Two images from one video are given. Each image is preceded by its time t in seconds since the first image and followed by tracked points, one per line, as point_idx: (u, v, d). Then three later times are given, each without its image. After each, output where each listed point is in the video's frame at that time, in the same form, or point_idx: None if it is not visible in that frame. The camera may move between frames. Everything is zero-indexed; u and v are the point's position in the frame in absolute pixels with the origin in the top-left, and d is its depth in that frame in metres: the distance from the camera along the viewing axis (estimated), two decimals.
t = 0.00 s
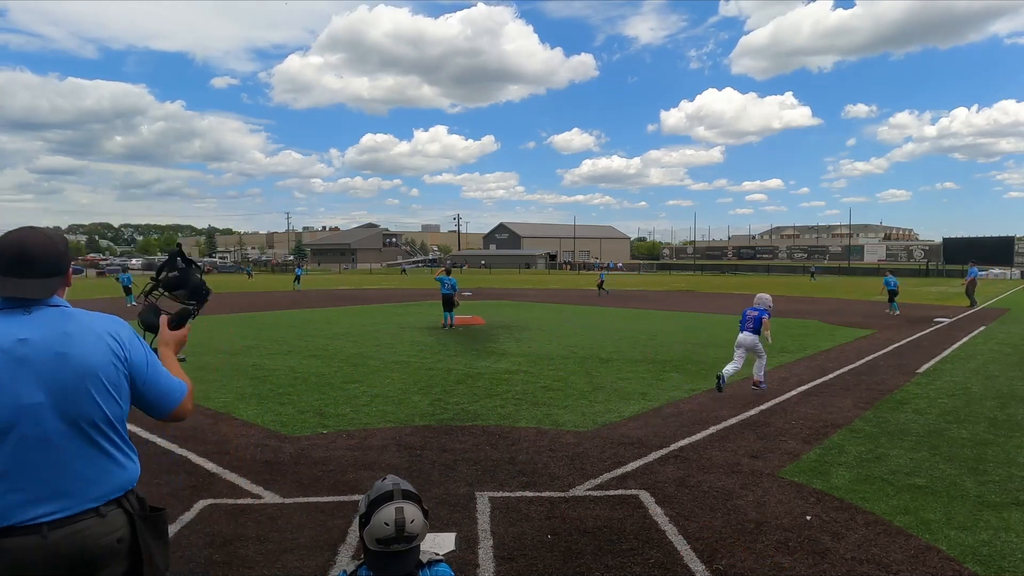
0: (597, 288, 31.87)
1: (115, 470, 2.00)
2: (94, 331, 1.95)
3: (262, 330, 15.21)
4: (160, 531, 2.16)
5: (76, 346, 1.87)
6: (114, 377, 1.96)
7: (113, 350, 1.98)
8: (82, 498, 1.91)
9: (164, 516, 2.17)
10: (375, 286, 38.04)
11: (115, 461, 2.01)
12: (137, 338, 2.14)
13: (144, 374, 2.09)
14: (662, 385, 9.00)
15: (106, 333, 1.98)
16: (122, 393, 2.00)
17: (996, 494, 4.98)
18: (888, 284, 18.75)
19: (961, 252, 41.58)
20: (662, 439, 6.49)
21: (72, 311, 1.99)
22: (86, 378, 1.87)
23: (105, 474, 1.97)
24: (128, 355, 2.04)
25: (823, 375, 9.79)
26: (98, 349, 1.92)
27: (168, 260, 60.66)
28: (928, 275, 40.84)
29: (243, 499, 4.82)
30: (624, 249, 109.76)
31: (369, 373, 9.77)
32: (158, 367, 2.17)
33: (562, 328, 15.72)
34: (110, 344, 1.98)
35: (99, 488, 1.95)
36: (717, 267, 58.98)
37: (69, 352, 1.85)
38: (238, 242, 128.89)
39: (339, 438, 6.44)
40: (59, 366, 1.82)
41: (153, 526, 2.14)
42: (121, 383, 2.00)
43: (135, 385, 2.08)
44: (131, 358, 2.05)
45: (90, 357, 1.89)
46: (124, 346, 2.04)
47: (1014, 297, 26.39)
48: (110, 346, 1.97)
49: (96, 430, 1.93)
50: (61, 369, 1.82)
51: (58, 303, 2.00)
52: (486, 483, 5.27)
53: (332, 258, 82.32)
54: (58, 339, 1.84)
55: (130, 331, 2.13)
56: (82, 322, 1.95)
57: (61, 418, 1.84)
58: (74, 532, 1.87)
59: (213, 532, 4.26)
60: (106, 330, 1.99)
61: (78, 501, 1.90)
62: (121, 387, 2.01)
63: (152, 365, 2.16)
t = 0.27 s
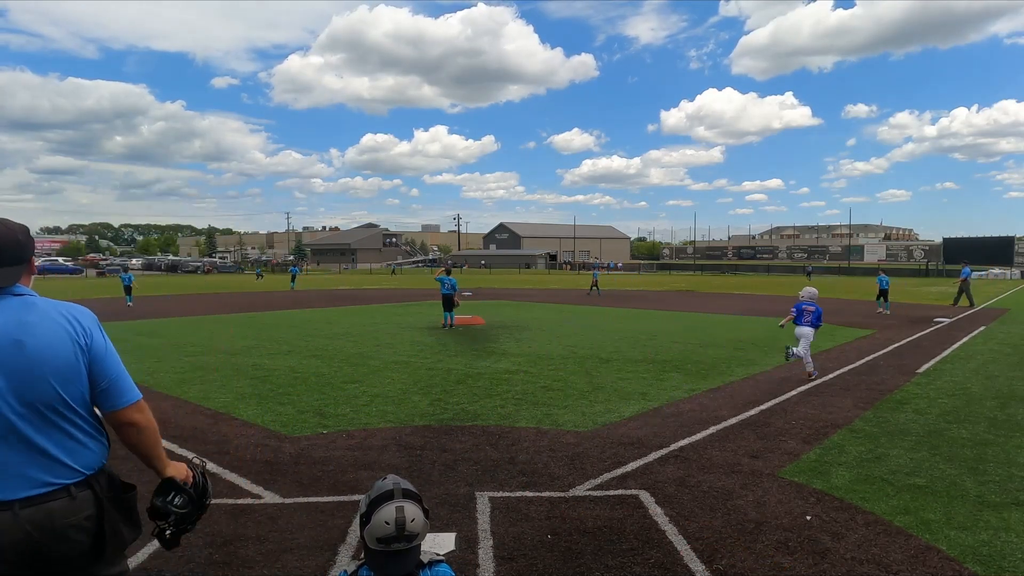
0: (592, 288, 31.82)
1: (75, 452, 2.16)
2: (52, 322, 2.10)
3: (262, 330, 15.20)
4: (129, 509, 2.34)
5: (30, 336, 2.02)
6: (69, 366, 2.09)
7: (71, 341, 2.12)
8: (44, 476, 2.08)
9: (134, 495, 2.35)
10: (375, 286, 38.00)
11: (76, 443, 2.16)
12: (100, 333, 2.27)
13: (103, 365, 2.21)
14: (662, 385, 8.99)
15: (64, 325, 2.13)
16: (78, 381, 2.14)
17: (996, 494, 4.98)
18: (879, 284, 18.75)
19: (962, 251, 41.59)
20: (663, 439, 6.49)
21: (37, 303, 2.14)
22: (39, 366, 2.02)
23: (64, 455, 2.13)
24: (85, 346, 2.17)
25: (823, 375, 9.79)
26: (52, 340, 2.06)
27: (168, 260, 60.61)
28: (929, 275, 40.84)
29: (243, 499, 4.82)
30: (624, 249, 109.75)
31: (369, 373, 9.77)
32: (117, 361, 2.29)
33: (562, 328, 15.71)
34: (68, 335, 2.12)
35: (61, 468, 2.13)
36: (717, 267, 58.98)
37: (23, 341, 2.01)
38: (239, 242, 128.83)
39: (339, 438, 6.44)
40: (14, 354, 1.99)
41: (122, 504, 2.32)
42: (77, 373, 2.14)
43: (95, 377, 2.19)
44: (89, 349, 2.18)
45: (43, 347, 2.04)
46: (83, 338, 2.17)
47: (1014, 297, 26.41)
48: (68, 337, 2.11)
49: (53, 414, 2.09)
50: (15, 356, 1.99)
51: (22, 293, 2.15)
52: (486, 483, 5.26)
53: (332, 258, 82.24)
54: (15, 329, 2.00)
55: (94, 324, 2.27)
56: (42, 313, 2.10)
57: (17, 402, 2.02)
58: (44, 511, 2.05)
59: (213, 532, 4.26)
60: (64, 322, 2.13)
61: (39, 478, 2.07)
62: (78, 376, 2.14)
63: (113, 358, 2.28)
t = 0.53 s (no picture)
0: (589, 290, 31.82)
1: (70, 445, 2.19)
2: (55, 319, 2.14)
3: (262, 330, 15.21)
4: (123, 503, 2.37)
5: (33, 333, 2.07)
6: (69, 363, 2.13)
7: (73, 338, 2.16)
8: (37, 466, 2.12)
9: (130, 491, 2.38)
10: (375, 286, 38.02)
11: (72, 436, 2.19)
12: (101, 331, 2.30)
13: (102, 362, 2.25)
14: (662, 385, 8.99)
15: (68, 322, 2.17)
16: (77, 377, 2.17)
17: (996, 494, 4.98)
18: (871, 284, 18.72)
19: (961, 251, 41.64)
20: (662, 439, 6.49)
21: (44, 300, 2.19)
22: (40, 361, 2.07)
23: (59, 447, 2.16)
24: (87, 344, 2.21)
25: (823, 375, 9.79)
26: (54, 336, 2.11)
27: (168, 260, 60.66)
28: (928, 275, 40.86)
29: (243, 499, 4.82)
30: (624, 249, 109.80)
31: (369, 373, 9.77)
32: (116, 360, 2.31)
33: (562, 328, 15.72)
34: (70, 332, 2.16)
35: (56, 458, 2.16)
36: (717, 267, 59.01)
37: (26, 337, 2.06)
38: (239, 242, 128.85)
39: (339, 438, 6.44)
40: (18, 349, 2.04)
41: (117, 498, 2.35)
42: (78, 369, 2.18)
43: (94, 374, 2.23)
44: (90, 346, 2.22)
45: (46, 343, 2.09)
46: (85, 335, 2.21)
47: (1014, 297, 26.44)
48: (70, 334, 2.16)
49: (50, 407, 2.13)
50: (19, 351, 2.04)
51: (32, 292, 2.20)
52: (486, 484, 5.26)
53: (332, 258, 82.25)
54: (20, 325, 2.06)
55: (97, 322, 2.30)
56: (47, 310, 2.14)
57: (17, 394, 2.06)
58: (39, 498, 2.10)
59: (213, 532, 4.26)
60: (68, 320, 2.17)
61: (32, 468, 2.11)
62: (78, 372, 2.18)
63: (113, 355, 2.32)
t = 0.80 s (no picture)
0: (584, 287, 31.82)
1: (96, 434, 2.33)
2: (89, 318, 2.32)
3: (261, 330, 15.20)
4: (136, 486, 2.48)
5: (69, 329, 2.24)
6: (99, 357, 2.30)
7: (103, 336, 2.33)
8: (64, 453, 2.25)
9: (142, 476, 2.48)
10: (375, 286, 37.97)
11: (97, 426, 2.33)
12: (128, 331, 2.47)
13: (128, 358, 2.41)
14: (662, 385, 9.00)
15: (100, 321, 2.35)
16: (106, 370, 2.33)
17: (996, 494, 4.98)
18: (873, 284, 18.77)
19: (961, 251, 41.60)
20: (662, 439, 6.49)
21: (78, 301, 2.37)
22: (75, 355, 2.24)
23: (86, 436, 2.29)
24: (115, 342, 2.38)
25: (823, 375, 9.78)
26: (88, 332, 2.28)
27: (168, 260, 60.61)
28: (928, 275, 40.82)
29: (243, 499, 4.82)
30: (624, 249, 109.74)
31: (369, 373, 9.77)
32: (140, 358, 2.47)
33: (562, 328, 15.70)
34: (101, 331, 2.33)
35: (82, 445, 2.30)
36: (717, 267, 58.97)
37: (62, 333, 2.23)
38: (238, 242, 128.81)
39: (339, 438, 6.44)
40: (54, 345, 2.21)
41: (131, 484, 2.45)
42: (106, 365, 2.34)
43: (119, 370, 2.39)
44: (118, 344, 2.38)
45: (80, 339, 2.26)
46: (113, 334, 2.38)
47: (1014, 297, 26.41)
48: (101, 333, 2.33)
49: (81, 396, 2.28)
50: (56, 346, 2.21)
51: (67, 294, 2.39)
52: (486, 484, 5.26)
53: (332, 258, 82.18)
54: (58, 322, 2.23)
55: (123, 323, 2.47)
56: (81, 310, 2.32)
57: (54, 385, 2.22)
58: (60, 479, 2.21)
59: (213, 532, 4.26)
60: (100, 319, 2.35)
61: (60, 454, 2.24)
62: (106, 367, 2.34)
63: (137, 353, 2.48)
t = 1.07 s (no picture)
0: (576, 287, 31.88)
1: (119, 419, 2.48)
2: (110, 311, 2.47)
3: (260, 330, 15.18)
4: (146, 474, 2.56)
5: (93, 321, 2.39)
6: (121, 348, 2.46)
7: (124, 328, 2.50)
8: (91, 437, 2.39)
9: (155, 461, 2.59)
10: (375, 287, 37.93)
11: (120, 412, 2.48)
12: (143, 325, 2.64)
13: (146, 349, 2.59)
14: (662, 385, 9.00)
15: (120, 314, 2.51)
16: (128, 359, 2.50)
17: (996, 494, 4.98)
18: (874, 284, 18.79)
19: (961, 252, 41.58)
20: (662, 439, 6.49)
21: (97, 296, 2.53)
22: (101, 345, 2.39)
23: (111, 421, 2.44)
24: (133, 334, 2.54)
25: (823, 375, 9.79)
26: (111, 325, 2.44)
27: (168, 260, 60.55)
28: (929, 275, 40.76)
29: (243, 499, 4.82)
30: (624, 249, 109.68)
31: (369, 373, 9.77)
32: (156, 349, 2.65)
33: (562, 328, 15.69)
34: (121, 323, 2.49)
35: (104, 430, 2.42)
36: (717, 267, 58.92)
37: (87, 324, 2.37)
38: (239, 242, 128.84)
39: (339, 438, 6.44)
40: (80, 335, 2.35)
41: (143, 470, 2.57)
42: (126, 355, 2.50)
43: (137, 359, 2.56)
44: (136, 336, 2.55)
45: (104, 330, 2.41)
46: (132, 326, 2.55)
47: (1014, 297, 26.37)
48: (122, 325, 2.49)
49: (105, 384, 2.42)
50: (81, 337, 2.35)
51: (86, 288, 2.53)
52: (486, 484, 5.26)
53: (332, 258, 82.13)
54: (83, 314, 2.38)
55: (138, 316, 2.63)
56: (102, 304, 2.48)
57: (80, 373, 2.34)
58: (73, 466, 2.31)
59: (214, 532, 4.26)
60: (120, 312, 2.51)
61: (86, 439, 2.37)
62: (126, 357, 2.50)
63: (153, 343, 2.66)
